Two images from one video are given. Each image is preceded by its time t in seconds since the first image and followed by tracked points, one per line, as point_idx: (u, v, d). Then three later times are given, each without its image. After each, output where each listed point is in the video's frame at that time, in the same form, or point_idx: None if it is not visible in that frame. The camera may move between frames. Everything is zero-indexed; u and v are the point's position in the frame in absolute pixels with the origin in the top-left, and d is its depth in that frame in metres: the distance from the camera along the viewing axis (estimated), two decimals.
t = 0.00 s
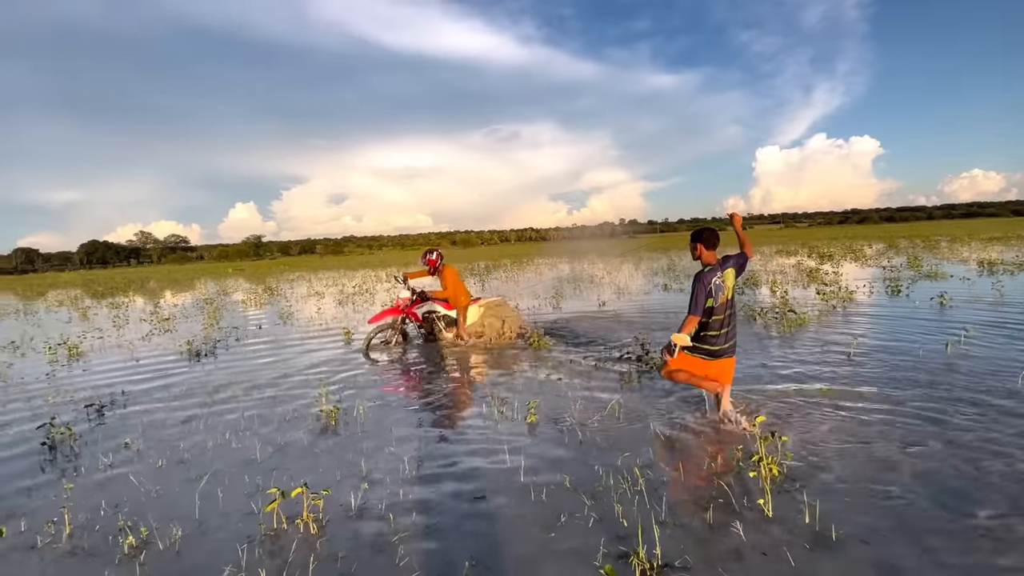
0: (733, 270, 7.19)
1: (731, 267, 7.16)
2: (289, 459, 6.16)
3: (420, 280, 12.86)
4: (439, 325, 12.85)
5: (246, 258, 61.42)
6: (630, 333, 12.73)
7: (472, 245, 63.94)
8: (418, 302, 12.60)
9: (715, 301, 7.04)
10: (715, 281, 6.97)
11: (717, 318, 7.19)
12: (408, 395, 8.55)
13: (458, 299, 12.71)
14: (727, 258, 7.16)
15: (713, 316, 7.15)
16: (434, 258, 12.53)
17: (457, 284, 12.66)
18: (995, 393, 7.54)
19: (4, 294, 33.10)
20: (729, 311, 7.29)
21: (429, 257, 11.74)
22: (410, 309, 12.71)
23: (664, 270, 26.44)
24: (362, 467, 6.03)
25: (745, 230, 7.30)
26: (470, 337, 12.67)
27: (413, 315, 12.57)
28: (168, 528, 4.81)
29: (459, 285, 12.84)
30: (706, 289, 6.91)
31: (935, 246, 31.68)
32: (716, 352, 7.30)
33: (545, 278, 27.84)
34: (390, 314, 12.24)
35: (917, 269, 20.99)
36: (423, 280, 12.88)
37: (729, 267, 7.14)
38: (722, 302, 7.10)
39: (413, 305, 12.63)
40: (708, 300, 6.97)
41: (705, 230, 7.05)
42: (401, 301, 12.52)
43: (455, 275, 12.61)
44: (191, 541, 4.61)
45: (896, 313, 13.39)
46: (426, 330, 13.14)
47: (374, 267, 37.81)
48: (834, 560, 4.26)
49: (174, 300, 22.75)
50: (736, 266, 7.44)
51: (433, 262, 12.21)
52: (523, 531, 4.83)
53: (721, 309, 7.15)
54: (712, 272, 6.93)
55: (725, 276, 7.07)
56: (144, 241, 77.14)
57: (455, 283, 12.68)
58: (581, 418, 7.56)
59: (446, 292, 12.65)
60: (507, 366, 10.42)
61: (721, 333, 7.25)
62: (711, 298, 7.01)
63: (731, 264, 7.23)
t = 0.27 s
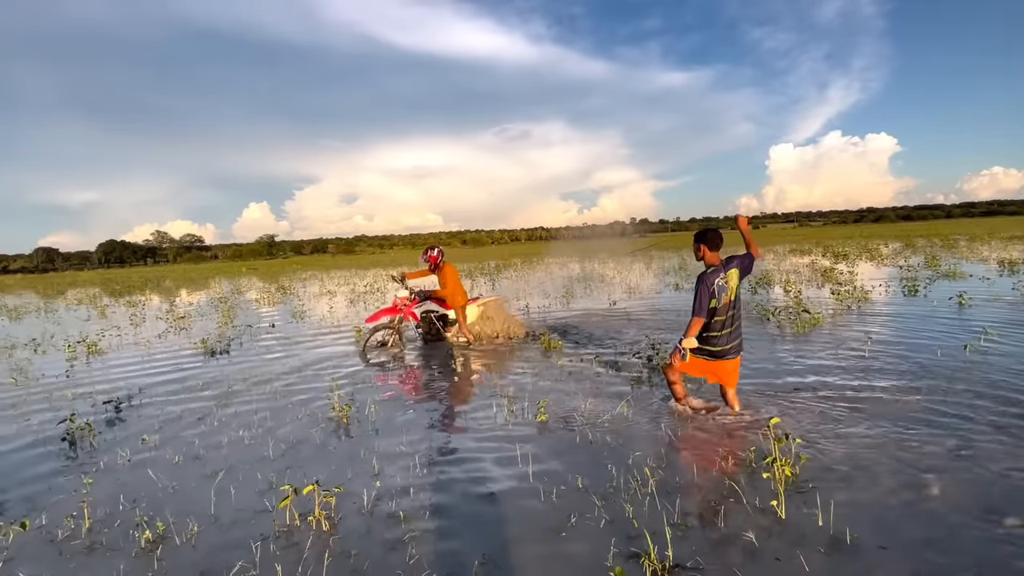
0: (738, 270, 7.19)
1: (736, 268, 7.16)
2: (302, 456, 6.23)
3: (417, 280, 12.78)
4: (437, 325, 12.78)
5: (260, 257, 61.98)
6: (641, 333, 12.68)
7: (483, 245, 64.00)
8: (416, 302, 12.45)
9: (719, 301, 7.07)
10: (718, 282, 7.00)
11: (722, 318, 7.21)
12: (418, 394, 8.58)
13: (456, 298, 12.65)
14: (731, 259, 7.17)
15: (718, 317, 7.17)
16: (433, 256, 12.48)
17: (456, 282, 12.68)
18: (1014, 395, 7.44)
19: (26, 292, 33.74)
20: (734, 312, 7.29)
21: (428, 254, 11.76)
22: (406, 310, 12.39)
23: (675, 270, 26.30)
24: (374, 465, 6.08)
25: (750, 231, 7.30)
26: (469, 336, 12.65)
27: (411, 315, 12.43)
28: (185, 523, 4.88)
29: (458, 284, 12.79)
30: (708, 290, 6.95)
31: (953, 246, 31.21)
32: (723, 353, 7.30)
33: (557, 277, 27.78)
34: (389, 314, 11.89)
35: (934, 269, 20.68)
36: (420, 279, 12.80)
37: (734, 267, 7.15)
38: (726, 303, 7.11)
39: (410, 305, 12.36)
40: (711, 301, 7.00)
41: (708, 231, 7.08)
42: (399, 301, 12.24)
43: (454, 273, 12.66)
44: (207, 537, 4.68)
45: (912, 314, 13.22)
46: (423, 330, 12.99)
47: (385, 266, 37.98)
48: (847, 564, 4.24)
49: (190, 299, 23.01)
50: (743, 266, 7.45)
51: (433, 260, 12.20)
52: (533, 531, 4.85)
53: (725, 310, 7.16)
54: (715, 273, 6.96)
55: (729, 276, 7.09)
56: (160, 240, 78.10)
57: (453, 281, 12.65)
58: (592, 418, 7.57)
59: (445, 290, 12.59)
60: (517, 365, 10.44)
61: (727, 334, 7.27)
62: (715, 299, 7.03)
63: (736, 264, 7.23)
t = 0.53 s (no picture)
0: (732, 271, 7.28)
1: (730, 269, 7.25)
2: (314, 453, 6.31)
3: (415, 280, 12.86)
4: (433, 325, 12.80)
5: (273, 256, 62.50)
6: (651, 333, 12.65)
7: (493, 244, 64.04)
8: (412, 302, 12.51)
9: (714, 304, 7.17)
10: (713, 284, 7.10)
11: (720, 320, 7.29)
12: (429, 393, 8.64)
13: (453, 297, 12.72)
14: (725, 262, 7.26)
15: (715, 318, 7.26)
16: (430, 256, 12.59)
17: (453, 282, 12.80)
18: None
19: (46, 289, 34.34)
20: (731, 313, 7.39)
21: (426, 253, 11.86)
22: (404, 311, 12.54)
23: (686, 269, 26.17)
24: (385, 462, 6.14)
25: (742, 231, 7.37)
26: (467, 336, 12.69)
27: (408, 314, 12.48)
28: (201, 518, 4.97)
29: (455, 283, 12.88)
30: (703, 293, 7.07)
31: (970, 245, 30.76)
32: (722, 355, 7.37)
33: (568, 276, 27.74)
34: (385, 313, 12.02)
35: (951, 269, 20.40)
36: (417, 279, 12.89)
37: (728, 269, 7.24)
38: (722, 304, 7.21)
39: (407, 305, 12.48)
40: (707, 304, 7.12)
41: (701, 234, 7.17)
42: (396, 301, 12.41)
43: (451, 273, 12.79)
44: (222, 532, 4.76)
45: (928, 315, 13.07)
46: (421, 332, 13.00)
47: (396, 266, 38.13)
48: (858, 566, 4.23)
49: (204, 297, 23.27)
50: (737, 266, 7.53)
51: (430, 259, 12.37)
52: (543, 530, 4.88)
53: (722, 311, 7.26)
54: (708, 276, 7.07)
55: (723, 279, 7.19)
56: (175, 239, 79.00)
57: (451, 281, 12.73)
58: (601, 417, 7.59)
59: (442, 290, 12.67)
60: (526, 365, 10.47)
61: (726, 335, 7.33)
62: (711, 302, 7.14)
63: (730, 265, 7.32)
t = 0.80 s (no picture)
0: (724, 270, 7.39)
1: (722, 268, 7.35)
2: (325, 450, 6.36)
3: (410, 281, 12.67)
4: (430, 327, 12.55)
5: (286, 255, 62.94)
6: (661, 332, 12.60)
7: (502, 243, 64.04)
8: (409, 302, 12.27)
9: (709, 305, 7.27)
10: (708, 286, 7.19)
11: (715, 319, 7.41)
12: (438, 392, 8.67)
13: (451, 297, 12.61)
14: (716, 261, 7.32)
15: (710, 319, 7.37)
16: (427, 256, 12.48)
17: (450, 283, 12.76)
18: None
19: (64, 287, 34.87)
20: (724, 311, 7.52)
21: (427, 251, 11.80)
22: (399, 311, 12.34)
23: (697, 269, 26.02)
24: (395, 460, 6.18)
25: (731, 227, 7.45)
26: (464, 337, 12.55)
27: (405, 315, 12.23)
28: (214, 512, 5.03)
29: (451, 284, 12.80)
30: (699, 296, 7.16)
31: (989, 245, 30.28)
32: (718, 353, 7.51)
33: (578, 275, 27.66)
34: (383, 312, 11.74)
35: (969, 269, 20.10)
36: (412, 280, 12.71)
37: (721, 269, 7.33)
38: (716, 304, 7.32)
39: (403, 305, 12.23)
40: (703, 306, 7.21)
41: (693, 236, 7.22)
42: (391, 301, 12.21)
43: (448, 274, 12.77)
44: (234, 526, 4.81)
45: (944, 315, 12.90)
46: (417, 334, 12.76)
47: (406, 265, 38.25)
48: (869, 568, 4.20)
49: (217, 295, 23.47)
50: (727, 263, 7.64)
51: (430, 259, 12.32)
52: (552, 528, 4.89)
53: (717, 311, 7.37)
54: (703, 279, 7.15)
55: (717, 279, 7.29)
56: (189, 238, 79.63)
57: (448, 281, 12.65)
58: (611, 417, 7.58)
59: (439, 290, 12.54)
60: (536, 364, 10.47)
61: (721, 334, 7.47)
62: (706, 303, 7.24)
63: (722, 264, 7.41)
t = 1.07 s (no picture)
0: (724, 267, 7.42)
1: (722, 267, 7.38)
2: (336, 446, 6.42)
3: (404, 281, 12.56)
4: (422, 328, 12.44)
5: (297, 253, 63.35)
6: (671, 332, 12.57)
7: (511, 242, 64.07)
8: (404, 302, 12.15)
9: (712, 305, 7.30)
10: (710, 287, 7.21)
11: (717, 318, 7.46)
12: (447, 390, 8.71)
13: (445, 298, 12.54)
14: (716, 260, 7.30)
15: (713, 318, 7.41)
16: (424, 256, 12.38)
17: (445, 284, 12.68)
18: None
19: (80, 284, 35.34)
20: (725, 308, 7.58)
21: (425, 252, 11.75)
22: (393, 312, 12.25)
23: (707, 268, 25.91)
24: (404, 457, 6.22)
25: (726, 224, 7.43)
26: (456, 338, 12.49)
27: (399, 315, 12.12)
28: (226, 507, 5.10)
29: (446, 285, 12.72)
30: (703, 298, 7.17)
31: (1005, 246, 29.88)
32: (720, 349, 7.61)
33: (587, 274, 27.63)
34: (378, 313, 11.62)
35: (985, 270, 19.86)
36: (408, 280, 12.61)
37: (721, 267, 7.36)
38: (718, 303, 7.37)
39: (397, 305, 12.10)
40: (707, 307, 7.25)
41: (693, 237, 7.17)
42: (386, 300, 12.13)
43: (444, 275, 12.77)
44: (246, 521, 4.88)
45: (959, 316, 12.77)
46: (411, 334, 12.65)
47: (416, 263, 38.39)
48: (879, 571, 4.19)
49: (230, 292, 23.69)
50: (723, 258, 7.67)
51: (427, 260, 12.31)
52: (560, 527, 4.91)
53: (718, 310, 7.41)
54: (706, 280, 7.16)
55: (718, 279, 7.31)
56: (201, 236, 80.34)
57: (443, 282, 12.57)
58: (619, 416, 7.58)
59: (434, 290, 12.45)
60: (545, 363, 10.49)
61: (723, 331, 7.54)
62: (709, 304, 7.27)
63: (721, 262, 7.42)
